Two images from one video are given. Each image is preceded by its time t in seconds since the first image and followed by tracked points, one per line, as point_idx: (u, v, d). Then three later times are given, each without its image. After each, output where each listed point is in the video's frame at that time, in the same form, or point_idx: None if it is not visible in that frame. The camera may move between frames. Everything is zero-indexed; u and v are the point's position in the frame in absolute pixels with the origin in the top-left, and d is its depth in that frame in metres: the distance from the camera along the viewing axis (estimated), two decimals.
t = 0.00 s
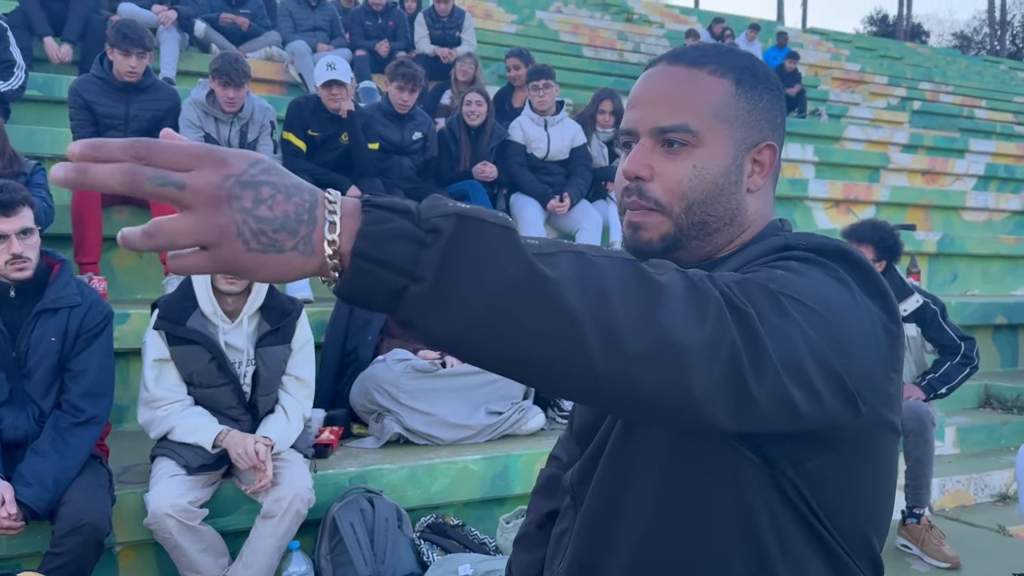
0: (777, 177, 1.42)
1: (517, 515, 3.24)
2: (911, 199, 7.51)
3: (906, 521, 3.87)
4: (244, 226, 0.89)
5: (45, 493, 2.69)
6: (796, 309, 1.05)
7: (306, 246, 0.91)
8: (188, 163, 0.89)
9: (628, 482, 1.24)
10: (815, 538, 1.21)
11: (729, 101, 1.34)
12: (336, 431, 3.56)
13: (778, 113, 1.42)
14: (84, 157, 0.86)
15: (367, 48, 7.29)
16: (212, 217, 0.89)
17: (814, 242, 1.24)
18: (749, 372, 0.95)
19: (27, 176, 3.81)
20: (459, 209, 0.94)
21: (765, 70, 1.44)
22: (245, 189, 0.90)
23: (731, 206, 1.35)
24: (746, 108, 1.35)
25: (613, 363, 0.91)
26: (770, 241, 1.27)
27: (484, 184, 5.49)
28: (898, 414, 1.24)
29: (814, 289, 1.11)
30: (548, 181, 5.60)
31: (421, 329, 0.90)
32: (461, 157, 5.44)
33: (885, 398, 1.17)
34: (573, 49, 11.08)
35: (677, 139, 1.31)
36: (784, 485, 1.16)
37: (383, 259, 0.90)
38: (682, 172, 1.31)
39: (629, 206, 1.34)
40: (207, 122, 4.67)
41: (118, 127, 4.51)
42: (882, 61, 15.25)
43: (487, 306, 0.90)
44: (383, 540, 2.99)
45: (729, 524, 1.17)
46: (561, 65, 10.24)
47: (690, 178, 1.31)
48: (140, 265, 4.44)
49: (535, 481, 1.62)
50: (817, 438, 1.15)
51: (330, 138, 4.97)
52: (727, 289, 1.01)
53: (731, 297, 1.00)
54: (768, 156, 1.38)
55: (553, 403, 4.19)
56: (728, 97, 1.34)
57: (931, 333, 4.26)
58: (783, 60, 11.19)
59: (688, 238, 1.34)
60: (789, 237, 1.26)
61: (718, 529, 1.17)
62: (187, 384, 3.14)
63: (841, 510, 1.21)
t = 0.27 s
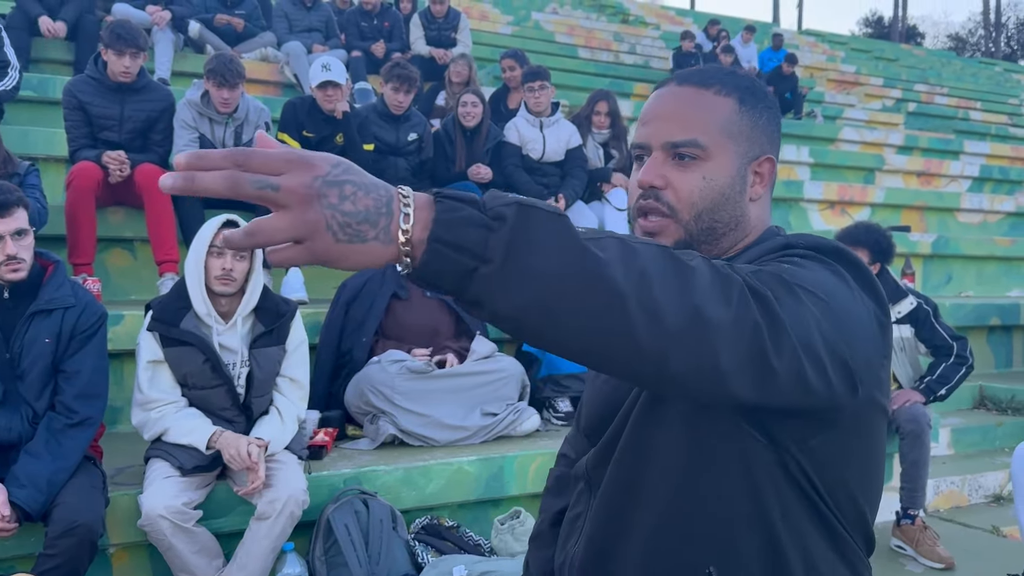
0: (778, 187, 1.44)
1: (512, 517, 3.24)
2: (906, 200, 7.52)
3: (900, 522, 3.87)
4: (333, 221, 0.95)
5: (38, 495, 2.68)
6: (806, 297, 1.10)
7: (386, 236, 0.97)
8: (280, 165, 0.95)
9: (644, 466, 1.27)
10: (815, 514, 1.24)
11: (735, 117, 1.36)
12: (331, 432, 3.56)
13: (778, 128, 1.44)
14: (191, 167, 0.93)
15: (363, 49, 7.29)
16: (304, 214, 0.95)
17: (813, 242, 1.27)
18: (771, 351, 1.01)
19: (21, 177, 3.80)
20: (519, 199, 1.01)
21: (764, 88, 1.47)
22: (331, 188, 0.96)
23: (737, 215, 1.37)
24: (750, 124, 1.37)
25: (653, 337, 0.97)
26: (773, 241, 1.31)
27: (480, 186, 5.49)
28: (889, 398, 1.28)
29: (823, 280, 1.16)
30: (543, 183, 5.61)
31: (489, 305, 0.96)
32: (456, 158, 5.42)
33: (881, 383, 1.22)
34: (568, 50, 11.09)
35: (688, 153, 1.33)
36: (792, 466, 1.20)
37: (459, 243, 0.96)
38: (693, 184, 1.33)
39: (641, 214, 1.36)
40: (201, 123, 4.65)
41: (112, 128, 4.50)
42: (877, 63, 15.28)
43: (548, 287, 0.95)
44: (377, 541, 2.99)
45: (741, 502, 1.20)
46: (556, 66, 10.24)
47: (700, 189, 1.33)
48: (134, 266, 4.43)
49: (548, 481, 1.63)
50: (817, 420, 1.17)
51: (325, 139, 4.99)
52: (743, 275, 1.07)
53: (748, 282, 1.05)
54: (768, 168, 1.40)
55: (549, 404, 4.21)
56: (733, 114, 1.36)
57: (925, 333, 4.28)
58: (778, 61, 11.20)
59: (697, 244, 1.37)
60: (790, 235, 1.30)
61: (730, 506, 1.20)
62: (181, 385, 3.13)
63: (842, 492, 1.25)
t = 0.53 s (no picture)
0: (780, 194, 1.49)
1: (503, 517, 3.24)
2: (897, 201, 7.56)
3: (891, 522, 3.90)
4: (418, 213, 0.99)
5: (29, 495, 2.67)
6: (822, 288, 1.16)
7: (463, 226, 1.01)
8: (370, 159, 0.99)
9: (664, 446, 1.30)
10: (825, 494, 1.30)
11: (745, 128, 1.40)
12: (323, 433, 3.56)
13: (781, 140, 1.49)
14: (292, 159, 0.97)
15: (355, 50, 7.29)
16: (393, 207, 0.99)
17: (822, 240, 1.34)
18: (796, 334, 1.06)
19: (12, 176, 3.79)
20: (582, 192, 1.06)
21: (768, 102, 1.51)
22: (416, 181, 1.00)
23: (745, 218, 1.41)
24: (758, 135, 1.41)
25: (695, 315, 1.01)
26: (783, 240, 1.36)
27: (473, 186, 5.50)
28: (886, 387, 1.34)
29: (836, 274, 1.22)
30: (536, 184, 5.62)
31: (553, 287, 1.00)
32: (449, 158, 5.42)
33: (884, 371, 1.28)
34: (562, 51, 11.10)
35: (702, 161, 1.37)
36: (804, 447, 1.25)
37: (528, 231, 1.00)
38: (705, 188, 1.37)
39: (656, 217, 1.40)
40: (193, 123, 4.66)
41: (104, 128, 4.49)
42: (869, 64, 15.34)
43: (605, 273, 1.00)
44: (369, 542, 2.98)
45: (758, 480, 1.25)
46: (550, 67, 10.25)
47: (713, 194, 1.37)
48: (125, 266, 4.41)
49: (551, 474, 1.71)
50: (828, 399, 1.22)
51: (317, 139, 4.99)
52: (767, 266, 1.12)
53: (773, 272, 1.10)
54: (771, 176, 1.45)
55: (542, 404, 4.22)
56: (743, 124, 1.40)
57: (912, 331, 4.28)
58: (771, 63, 11.24)
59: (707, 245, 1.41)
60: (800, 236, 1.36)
61: (748, 483, 1.25)
62: (173, 386, 3.12)
63: (847, 475, 1.30)
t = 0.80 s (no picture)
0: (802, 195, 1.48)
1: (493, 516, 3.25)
2: (886, 202, 7.60)
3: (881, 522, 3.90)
4: (486, 185, 1.01)
5: (17, 495, 2.66)
6: (852, 283, 1.19)
7: (526, 200, 1.02)
8: (444, 131, 1.01)
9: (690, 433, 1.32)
10: (843, 487, 1.31)
11: (768, 128, 1.40)
12: (313, 433, 3.56)
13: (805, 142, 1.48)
14: (371, 125, 0.98)
15: (346, 49, 7.27)
16: (462, 176, 1.01)
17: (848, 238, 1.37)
18: (829, 325, 1.09)
19: None
20: (640, 174, 1.08)
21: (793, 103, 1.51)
22: (486, 155, 1.02)
23: (765, 216, 1.41)
24: (780, 136, 1.41)
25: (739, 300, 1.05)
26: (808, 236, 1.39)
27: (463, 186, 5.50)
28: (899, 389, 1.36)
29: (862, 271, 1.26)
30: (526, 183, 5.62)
31: (607, 264, 1.02)
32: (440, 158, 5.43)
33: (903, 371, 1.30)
34: (553, 52, 11.11)
35: (725, 158, 1.38)
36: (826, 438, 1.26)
37: (587, 208, 1.02)
38: (727, 186, 1.38)
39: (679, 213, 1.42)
40: (182, 122, 4.65)
41: (93, 127, 4.47)
42: (859, 65, 15.41)
43: (660, 255, 1.02)
44: (359, 541, 2.98)
45: (781, 468, 1.26)
46: (541, 67, 10.26)
47: (733, 192, 1.38)
48: (114, 265, 4.40)
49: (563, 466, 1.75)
50: (852, 391, 1.23)
51: (307, 139, 4.97)
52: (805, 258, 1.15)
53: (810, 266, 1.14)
54: (793, 175, 1.44)
55: (532, 404, 4.23)
56: (765, 125, 1.40)
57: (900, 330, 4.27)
58: (760, 64, 11.28)
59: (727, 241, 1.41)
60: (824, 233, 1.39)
61: (770, 470, 1.26)
62: (161, 385, 3.12)
63: (864, 469, 1.31)
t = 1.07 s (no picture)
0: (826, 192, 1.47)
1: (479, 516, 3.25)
2: (873, 203, 7.64)
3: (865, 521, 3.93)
4: (508, 246, 1.01)
5: None
6: (885, 304, 1.17)
7: (548, 260, 1.02)
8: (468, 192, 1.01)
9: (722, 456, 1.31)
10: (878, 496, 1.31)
11: (790, 127, 1.39)
12: (299, 433, 3.54)
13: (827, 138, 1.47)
14: (396, 188, 0.99)
15: (335, 48, 7.25)
16: (484, 237, 1.01)
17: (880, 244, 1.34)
18: (860, 358, 1.08)
19: None
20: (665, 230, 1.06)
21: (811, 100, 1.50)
22: (508, 216, 1.01)
23: (791, 214, 1.41)
24: (803, 133, 1.40)
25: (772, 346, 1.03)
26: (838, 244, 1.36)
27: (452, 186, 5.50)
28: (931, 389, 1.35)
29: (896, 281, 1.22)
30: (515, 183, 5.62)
31: (628, 320, 1.03)
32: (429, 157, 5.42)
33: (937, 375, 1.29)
34: (543, 52, 11.11)
35: (747, 159, 1.37)
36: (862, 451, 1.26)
37: (609, 268, 1.02)
38: (752, 186, 1.38)
39: (703, 215, 1.42)
40: (169, 120, 4.63)
41: (78, 125, 4.44)
42: (847, 66, 15.47)
43: (680, 312, 1.01)
44: (345, 542, 2.97)
45: (815, 487, 1.26)
46: (531, 67, 10.27)
47: (759, 192, 1.38)
48: (100, 264, 4.37)
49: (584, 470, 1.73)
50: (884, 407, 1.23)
51: (295, 138, 4.95)
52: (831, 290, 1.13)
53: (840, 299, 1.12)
54: (818, 172, 1.43)
55: (519, 404, 4.23)
56: (786, 124, 1.39)
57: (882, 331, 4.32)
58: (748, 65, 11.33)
59: (756, 241, 1.40)
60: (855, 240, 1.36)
61: (804, 490, 1.26)
62: (146, 385, 3.10)
63: (899, 472, 1.32)
